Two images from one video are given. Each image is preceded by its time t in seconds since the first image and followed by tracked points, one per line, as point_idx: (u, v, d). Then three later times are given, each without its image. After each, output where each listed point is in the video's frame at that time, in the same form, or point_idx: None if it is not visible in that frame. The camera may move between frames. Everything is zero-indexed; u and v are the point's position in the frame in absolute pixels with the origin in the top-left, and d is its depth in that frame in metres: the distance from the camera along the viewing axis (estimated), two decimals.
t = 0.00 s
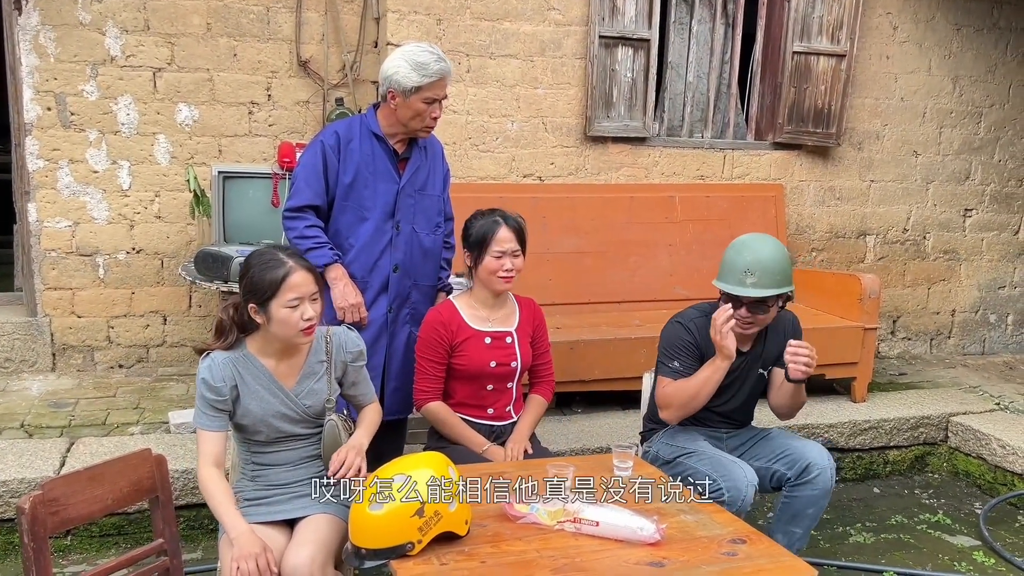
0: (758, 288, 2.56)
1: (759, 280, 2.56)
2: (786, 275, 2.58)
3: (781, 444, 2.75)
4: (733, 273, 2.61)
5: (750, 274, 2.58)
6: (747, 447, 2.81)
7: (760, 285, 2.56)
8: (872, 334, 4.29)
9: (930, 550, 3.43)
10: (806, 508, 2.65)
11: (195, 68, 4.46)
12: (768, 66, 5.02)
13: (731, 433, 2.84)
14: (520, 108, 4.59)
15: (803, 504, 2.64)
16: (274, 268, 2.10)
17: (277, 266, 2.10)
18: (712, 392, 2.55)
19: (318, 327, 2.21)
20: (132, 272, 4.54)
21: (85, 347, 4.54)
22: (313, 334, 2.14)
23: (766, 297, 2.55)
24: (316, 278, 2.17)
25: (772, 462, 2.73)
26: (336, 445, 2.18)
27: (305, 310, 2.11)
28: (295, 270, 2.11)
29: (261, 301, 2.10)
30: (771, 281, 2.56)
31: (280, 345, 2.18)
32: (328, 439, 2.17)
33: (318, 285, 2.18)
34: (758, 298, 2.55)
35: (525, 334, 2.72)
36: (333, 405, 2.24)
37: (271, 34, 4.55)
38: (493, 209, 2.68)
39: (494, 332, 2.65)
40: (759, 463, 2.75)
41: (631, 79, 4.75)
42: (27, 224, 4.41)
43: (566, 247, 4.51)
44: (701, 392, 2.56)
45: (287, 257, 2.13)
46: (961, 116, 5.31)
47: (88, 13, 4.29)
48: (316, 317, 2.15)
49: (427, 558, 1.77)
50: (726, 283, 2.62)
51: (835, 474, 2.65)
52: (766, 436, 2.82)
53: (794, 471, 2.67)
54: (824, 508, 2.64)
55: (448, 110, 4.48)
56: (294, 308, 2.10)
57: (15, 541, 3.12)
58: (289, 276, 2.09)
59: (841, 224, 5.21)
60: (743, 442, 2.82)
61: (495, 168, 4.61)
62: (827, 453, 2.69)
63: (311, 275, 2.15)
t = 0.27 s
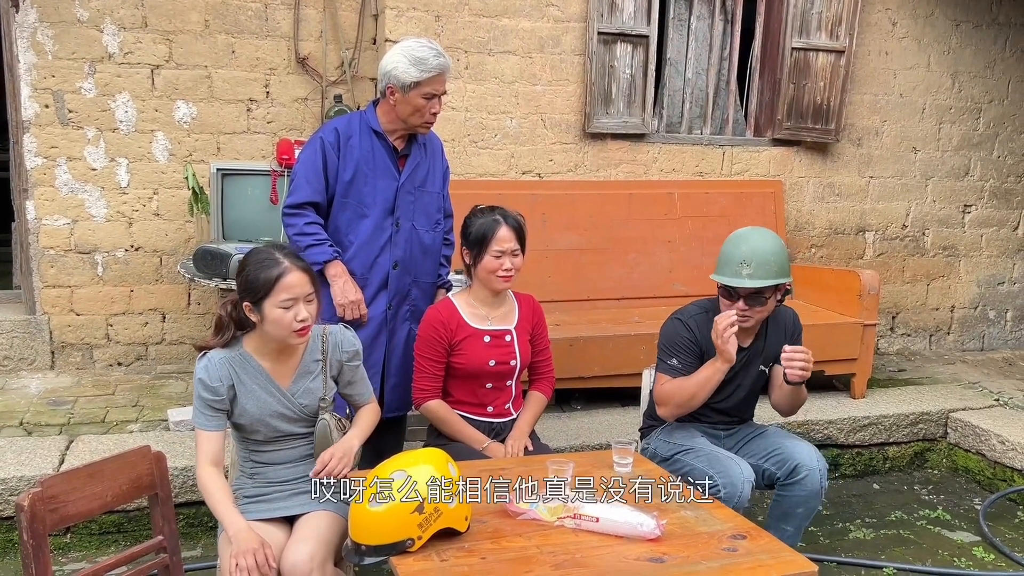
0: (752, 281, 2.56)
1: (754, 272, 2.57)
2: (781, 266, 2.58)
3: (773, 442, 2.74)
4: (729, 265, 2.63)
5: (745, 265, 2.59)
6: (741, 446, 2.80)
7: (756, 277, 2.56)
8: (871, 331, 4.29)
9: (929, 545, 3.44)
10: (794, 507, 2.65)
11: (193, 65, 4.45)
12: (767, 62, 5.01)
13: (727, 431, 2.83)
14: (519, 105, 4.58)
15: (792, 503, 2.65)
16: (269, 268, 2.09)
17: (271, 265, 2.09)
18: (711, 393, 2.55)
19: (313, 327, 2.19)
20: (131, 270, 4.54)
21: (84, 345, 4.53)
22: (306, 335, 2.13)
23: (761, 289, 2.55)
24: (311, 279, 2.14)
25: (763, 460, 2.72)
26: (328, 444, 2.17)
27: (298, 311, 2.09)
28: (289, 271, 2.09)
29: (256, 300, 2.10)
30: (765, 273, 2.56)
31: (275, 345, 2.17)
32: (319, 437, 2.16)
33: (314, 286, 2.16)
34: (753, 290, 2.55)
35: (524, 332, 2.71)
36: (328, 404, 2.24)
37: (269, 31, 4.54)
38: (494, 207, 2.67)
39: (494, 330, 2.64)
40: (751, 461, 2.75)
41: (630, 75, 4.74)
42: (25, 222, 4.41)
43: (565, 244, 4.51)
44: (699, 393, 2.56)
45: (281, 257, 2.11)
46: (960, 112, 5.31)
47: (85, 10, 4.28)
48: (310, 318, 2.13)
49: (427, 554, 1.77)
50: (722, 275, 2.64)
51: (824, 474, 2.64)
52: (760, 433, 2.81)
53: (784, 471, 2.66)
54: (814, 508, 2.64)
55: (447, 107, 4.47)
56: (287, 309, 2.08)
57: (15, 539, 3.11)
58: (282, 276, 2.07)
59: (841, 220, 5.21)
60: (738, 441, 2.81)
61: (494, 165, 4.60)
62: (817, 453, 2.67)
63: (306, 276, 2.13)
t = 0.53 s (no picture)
0: (744, 274, 2.56)
1: (745, 265, 2.57)
2: (774, 261, 2.57)
3: (771, 440, 2.74)
4: (721, 258, 2.63)
5: (737, 258, 2.59)
6: (740, 443, 2.80)
7: (747, 270, 2.56)
8: (871, 328, 4.29)
9: (929, 543, 3.44)
10: (792, 505, 2.65)
11: (192, 64, 4.45)
12: (766, 60, 5.01)
13: (726, 428, 2.83)
14: (518, 104, 4.58)
15: (790, 500, 2.65)
16: (250, 269, 2.08)
17: (254, 267, 2.08)
18: (710, 392, 2.56)
19: (299, 333, 2.15)
20: (130, 269, 4.53)
21: (84, 345, 4.53)
22: (283, 342, 2.09)
23: (752, 283, 2.55)
24: (292, 287, 2.09)
25: (761, 457, 2.72)
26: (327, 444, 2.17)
27: (273, 317, 2.07)
28: (269, 274, 2.06)
29: (239, 299, 2.11)
30: (757, 267, 2.56)
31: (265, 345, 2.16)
32: (318, 439, 2.17)
33: (298, 293, 2.12)
34: (744, 282, 2.55)
35: (524, 332, 2.71)
36: (326, 405, 2.23)
37: (267, 30, 4.54)
38: (491, 206, 2.66)
39: (493, 330, 2.64)
40: (750, 459, 2.74)
41: (629, 74, 4.74)
42: (24, 221, 4.40)
43: (565, 243, 4.51)
44: (699, 393, 2.57)
45: (267, 259, 2.09)
46: (959, 109, 5.30)
47: (84, 9, 4.28)
48: (290, 325, 2.10)
49: (427, 553, 1.77)
50: (714, 268, 2.64)
51: (822, 471, 2.64)
52: (759, 430, 2.80)
53: (782, 468, 2.66)
54: (812, 505, 2.64)
55: (445, 105, 4.47)
56: (262, 313, 2.07)
57: (14, 539, 3.11)
58: (259, 280, 2.05)
59: (840, 218, 5.21)
60: (737, 438, 2.80)
61: (493, 164, 4.60)
62: (814, 450, 2.67)
63: (289, 283, 2.09)
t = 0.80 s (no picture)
0: (743, 275, 2.56)
1: (744, 266, 2.57)
2: (772, 260, 2.58)
3: (772, 439, 2.74)
4: (720, 258, 2.62)
5: (736, 259, 2.59)
6: (740, 442, 2.80)
7: (747, 271, 2.56)
8: (870, 327, 4.29)
9: (929, 542, 3.44)
10: (793, 504, 2.65)
11: (192, 64, 4.45)
12: (765, 59, 5.02)
13: (725, 427, 2.83)
14: (517, 103, 4.58)
15: (791, 500, 2.65)
16: (240, 269, 2.08)
17: (243, 267, 2.08)
18: (707, 389, 2.56)
19: (288, 335, 2.14)
20: (130, 269, 4.54)
21: (84, 345, 4.53)
22: (269, 343, 2.09)
23: (752, 283, 2.55)
24: (279, 289, 2.07)
25: (761, 457, 2.73)
26: (327, 444, 2.17)
27: (258, 318, 2.06)
28: (256, 276, 2.05)
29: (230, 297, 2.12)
30: (756, 267, 2.56)
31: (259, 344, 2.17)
32: (318, 439, 2.16)
33: (286, 294, 2.10)
34: (743, 283, 2.55)
35: (524, 332, 2.72)
36: (326, 405, 2.23)
37: (267, 30, 4.54)
38: (493, 206, 2.66)
39: (492, 330, 2.64)
40: (750, 458, 2.75)
41: (628, 73, 4.75)
42: (24, 222, 4.40)
43: (564, 242, 4.51)
44: (695, 389, 2.57)
45: (258, 259, 2.09)
46: (958, 108, 5.31)
47: (83, 10, 4.28)
48: (276, 327, 2.09)
49: (427, 553, 1.78)
50: (712, 269, 2.64)
51: (822, 470, 2.64)
52: (759, 430, 2.81)
53: (782, 467, 2.67)
54: (813, 504, 2.64)
55: (445, 105, 4.47)
56: (248, 314, 2.07)
57: (15, 539, 3.12)
58: (246, 281, 2.05)
59: (840, 217, 5.21)
60: (737, 437, 2.80)
61: (493, 163, 4.60)
62: (815, 449, 2.68)
63: (276, 285, 2.07)
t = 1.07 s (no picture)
0: (743, 275, 2.57)
1: (744, 266, 2.57)
2: (771, 259, 2.58)
3: (772, 439, 2.75)
4: (720, 259, 2.63)
5: (736, 259, 2.59)
6: (741, 441, 2.80)
7: (746, 270, 2.57)
8: (870, 327, 4.29)
9: (929, 541, 3.45)
10: (793, 504, 2.66)
11: (191, 65, 4.45)
12: (765, 59, 5.02)
13: (724, 427, 2.83)
14: (517, 104, 4.58)
15: (791, 499, 2.65)
16: (234, 270, 2.09)
17: (238, 268, 2.08)
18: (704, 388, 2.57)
19: (283, 336, 2.14)
20: (130, 270, 4.54)
21: (85, 346, 4.54)
22: (262, 344, 2.09)
23: (751, 283, 2.55)
24: (272, 291, 2.07)
25: (762, 456, 2.73)
26: (326, 445, 2.17)
27: (250, 319, 2.07)
28: (249, 277, 2.06)
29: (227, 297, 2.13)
30: (756, 267, 2.57)
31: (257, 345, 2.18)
32: (318, 440, 2.16)
33: (280, 296, 2.10)
34: (743, 283, 2.56)
35: (524, 333, 2.72)
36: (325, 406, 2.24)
37: (266, 31, 4.54)
38: (494, 207, 2.65)
39: (492, 331, 2.65)
40: (751, 457, 2.75)
41: (627, 73, 4.75)
42: (24, 224, 4.41)
43: (564, 242, 4.51)
44: (691, 388, 2.58)
45: (252, 260, 2.09)
46: (957, 107, 5.31)
47: (83, 11, 4.28)
48: (269, 328, 2.09)
49: (428, 554, 1.78)
50: (712, 269, 2.64)
51: (823, 470, 2.65)
52: (759, 429, 2.81)
53: (783, 467, 2.67)
54: (813, 504, 2.64)
55: (445, 106, 4.48)
56: (241, 314, 2.07)
57: (16, 541, 3.12)
58: (239, 282, 2.06)
59: (839, 217, 5.22)
60: (737, 436, 2.81)
61: (492, 164, 4.60)
62: (815, 449, 2.68)
63: (268, 286, 2.07)
